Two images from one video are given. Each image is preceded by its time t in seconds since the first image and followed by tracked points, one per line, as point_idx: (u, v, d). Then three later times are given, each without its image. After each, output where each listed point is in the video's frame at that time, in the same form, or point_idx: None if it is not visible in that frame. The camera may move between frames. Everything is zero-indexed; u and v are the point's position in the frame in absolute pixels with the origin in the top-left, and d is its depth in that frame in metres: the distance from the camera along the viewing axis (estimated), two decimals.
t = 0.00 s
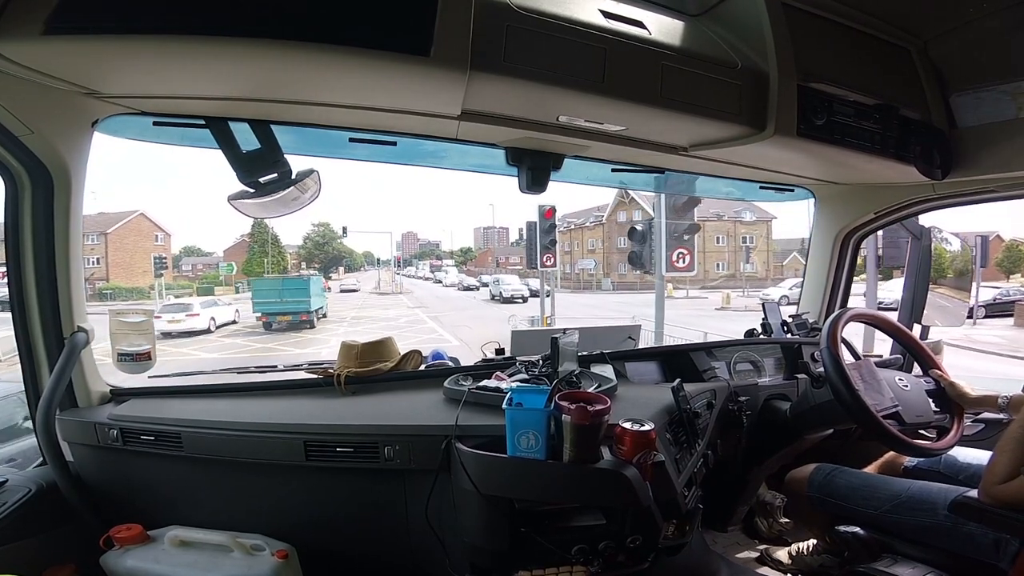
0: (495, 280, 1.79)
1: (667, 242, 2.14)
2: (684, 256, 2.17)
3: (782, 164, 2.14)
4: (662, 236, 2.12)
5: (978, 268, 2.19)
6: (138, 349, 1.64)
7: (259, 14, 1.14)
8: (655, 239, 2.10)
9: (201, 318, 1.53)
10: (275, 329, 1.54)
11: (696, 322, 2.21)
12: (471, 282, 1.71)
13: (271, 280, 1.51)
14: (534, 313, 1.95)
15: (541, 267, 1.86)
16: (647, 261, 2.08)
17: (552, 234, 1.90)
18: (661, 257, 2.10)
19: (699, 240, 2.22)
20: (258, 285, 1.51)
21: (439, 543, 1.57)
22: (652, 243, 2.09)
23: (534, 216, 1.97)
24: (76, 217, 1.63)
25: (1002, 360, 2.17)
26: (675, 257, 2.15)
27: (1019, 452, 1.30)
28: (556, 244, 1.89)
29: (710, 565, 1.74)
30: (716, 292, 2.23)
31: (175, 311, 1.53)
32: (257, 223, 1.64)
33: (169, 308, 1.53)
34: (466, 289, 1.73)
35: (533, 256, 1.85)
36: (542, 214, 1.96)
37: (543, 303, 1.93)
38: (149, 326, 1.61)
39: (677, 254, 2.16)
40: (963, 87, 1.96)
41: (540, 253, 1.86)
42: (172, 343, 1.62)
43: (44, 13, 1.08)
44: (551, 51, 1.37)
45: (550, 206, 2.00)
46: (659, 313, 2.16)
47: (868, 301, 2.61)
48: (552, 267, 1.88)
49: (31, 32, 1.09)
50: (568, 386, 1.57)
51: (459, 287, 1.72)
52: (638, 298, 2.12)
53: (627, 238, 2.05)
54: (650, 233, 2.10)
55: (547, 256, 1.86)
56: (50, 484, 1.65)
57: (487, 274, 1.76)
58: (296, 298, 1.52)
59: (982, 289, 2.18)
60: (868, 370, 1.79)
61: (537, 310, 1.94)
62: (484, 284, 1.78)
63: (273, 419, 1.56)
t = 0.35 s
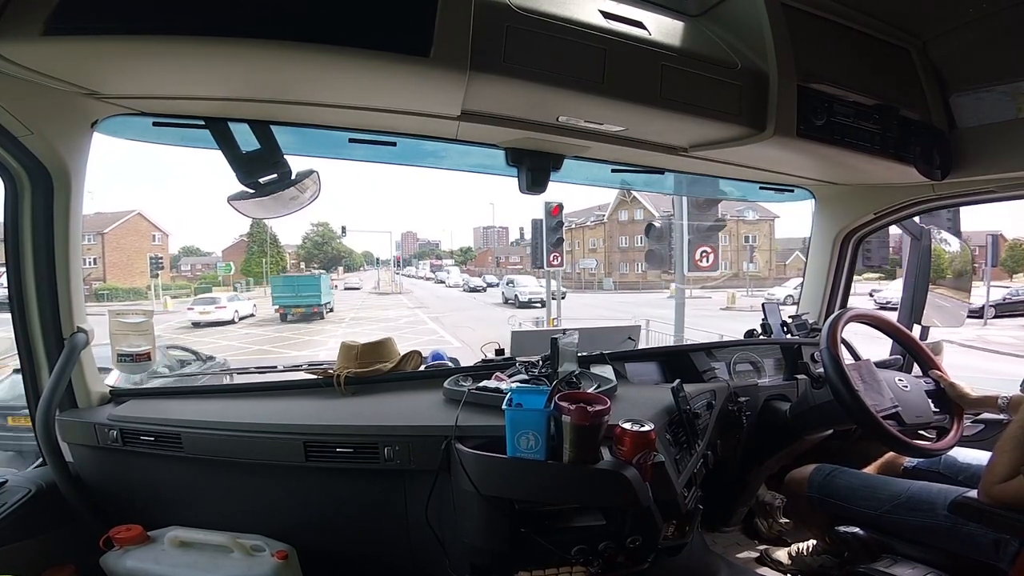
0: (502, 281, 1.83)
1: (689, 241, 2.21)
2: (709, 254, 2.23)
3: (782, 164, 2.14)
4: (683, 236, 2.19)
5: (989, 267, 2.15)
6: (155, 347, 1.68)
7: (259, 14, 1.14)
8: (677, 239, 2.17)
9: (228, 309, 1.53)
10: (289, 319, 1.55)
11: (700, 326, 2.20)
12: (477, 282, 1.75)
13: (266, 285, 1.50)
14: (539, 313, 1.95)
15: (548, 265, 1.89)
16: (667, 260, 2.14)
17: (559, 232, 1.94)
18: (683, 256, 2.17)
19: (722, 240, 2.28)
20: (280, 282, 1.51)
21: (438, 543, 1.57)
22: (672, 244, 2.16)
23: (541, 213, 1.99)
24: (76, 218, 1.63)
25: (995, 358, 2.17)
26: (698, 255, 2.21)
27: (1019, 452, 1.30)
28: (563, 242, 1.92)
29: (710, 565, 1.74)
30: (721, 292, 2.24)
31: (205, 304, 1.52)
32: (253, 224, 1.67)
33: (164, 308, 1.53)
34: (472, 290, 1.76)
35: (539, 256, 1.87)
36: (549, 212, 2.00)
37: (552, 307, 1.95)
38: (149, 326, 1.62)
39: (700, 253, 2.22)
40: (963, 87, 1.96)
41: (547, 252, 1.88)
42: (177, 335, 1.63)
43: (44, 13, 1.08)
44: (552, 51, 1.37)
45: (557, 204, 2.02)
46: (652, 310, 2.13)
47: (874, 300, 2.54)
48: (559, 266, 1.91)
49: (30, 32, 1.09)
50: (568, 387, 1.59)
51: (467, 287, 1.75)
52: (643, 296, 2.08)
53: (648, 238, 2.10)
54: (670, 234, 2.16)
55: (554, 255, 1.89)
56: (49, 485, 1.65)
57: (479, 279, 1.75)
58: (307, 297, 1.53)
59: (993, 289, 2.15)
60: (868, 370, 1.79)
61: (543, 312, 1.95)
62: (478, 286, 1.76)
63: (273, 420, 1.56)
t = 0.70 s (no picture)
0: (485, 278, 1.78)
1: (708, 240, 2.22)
2: (729, 252, 2.24)
3: (782, 164, 2.14)
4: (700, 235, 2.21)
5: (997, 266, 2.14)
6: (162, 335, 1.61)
7: (259, 14, 1.14)
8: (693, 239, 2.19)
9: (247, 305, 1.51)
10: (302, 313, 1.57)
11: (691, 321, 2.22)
12: (486, 282, 1.76)
13: (267, 285, 1.50)
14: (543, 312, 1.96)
15: (554, 264, 1.89)
16: (683, 260, 2.17)
17: (565, 230, 1.94)
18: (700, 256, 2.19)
19: (741, 238, 2.30)
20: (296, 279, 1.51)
21: (438, 543, 1.57)
22: (688, 243, 2.19)
23: (547, 211, 2.01)
24: (76, 217, 1.63)
25: (998, 356, 2.17)
26: (718, 254, 2.22)
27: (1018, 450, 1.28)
28: (568, 240, 1.91)
29: (710, 565, 1.74)
30: (724, 292, 2.23)
31: (229, 297, 1.49)
32: (252, 223, 1.66)
33: (161, 307, 1.53)
34: (478, 290, 1.77)
35: (545, 256, 1.89)
36: (555, 209, 2.00)
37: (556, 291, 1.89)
38: (149, 326, 1.63)
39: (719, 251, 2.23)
40: (963, 88, 1.96)
41: (553, 251, 1.89)
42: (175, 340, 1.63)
43: (44, 14, 1.07)
44: (552, 51, 1.37)
45: (562, 202, 2.02)
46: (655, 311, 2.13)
47: (880, 298, 2.48)
48: (565, 265, 1.90)
49: (30, 33, 1.09)
50: (568, 387, 1.60)
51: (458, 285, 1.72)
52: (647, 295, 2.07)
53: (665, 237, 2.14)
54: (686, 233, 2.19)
55: (561, 254, 1.89)
56: (49, 485, 1.65)
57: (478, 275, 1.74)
58: (311, 293, 1.53)
59: (1001, 289, 2.13)
60: (868, 370, 1.79)
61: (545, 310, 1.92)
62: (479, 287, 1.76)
63: (273, 420, 1.56)
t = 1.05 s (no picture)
0: (484, 278, 1.75)
1: (720, 241, 2.29)
2: (741, 252, 2.32)
3: (782, 164, 2.14)
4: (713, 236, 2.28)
5: (1000, 265, 2.16)
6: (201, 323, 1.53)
7: (259, 14, 1.14)
8: (705, 241, 2.26)
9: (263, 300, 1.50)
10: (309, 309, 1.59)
11: (691, 321, 2.22)
12: (499, 285, 1.79)
13: (266, 283, 1.48)
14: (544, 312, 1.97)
15: (557, 264, 1.87)
16: (693, 259, 2.22)
17: (568, 229, 1.93)
18: (714, 256, 2.25)
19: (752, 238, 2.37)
20: (306, 278, 1.53)
21: (438, 543, 1.57)
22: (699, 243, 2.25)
23: (550, 210, 1.98)
24: (76, 218, 1.63)
25: (1003, 358, 2.17)
26: (729, 254, 2.29)
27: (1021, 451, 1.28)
28: (572, 240, 1.92)
29: (710, 565, 1.74)
30: (728, 292, 2.29)
31: (249, 292, 1.47)
32: (252, 224, 1.67)
33: (159, 307, 1.53)
34: (489, 292, 1.79)
35: (548, 256, 1.86)
36: (557, 208, 1.98)
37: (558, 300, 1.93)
38: (149, 326, 1.62)
39: (731, 252, 2.30)
40: (962, 88, 1.96)
41: (557, 251, 1.88)
42: (174, 337, 1.58)
43: (44, 14, 1.07)
44: (552, 51, 1.37)
45: (566, 201, 1.99)
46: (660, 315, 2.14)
47: (882, 299, 2.48)
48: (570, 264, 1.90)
49: (30, 33, 1.09)
50: (568, 387, 1.60)
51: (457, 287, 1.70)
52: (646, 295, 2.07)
53: (675, 238, 2.19)
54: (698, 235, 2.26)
55: (564, 253, 1.88)
56: (49, 485, 1.65)
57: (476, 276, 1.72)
58: (321, 291, 1.55)
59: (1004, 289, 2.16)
60: (867, 370, 1.79)
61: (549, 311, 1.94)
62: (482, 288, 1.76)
63: (273, 420, 1.56)
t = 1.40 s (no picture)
0: (494, 281, 1.79)
1: (724, 244, 2.34)
2: (744, 256, 2.36)
3: (782, 162, 2.14)
4: (717, 237, 2.33)
5: (1004, 266, 2.15)
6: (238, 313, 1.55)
7: (259, 13, 1.14)
8: (708, 241, 2.30)
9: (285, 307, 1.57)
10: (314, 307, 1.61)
11: (693, 320, 2.21)
12: (510, 291, 1.84)
13: (265, 284, 1.50)
14: (545, 314, 1.96)
15: (559, 267, 1.90)
16: (695, 261, 2.24)
17: (569, 231, 1.94)
18: (717, 257, 2.29)
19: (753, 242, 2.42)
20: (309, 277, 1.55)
21: (438, 541, 1.57)
22: (700, 245, 2.28)
23: (551, 211, 1.99)
24: (76, 216, 1.63)
25: (1003, 359, 2.21)
26: (733, 257, 2.34)
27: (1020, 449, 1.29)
28: (573, 242, 1.93)
29: (710, 563, 1.74)
30: (729, 293, 2.32)
31: (266, 291, 1.50)
32: (252, 220, 1.66)
33: (158, 309, 1.55)
34: (500, 298, 1.85)
35: (548, 257, 1.88)
36: (559, 210, 1.99)
37: (559, 305, 1.94)
38: (149, 323, 1.61)
39: (734, 254, 2.35)
40: (962, 86, 1.96)
41: (557, 253, 1.89)
42: (175, 338, 1.62)
43: (45, 11, 1.08)
44: (552, 49, 1.37)
45: (568, 202, 2.01)
46: (660, 317, 2.12)
47: (882, 300, 2.49)
48: (572, 267, 1.92)
49: (30, 31, 1.09)
50: (569, 383, 1.59)
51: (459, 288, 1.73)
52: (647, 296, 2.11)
53: (676, 238, 2.21)
54: (703, 235, 2.30)
55: (563, 256, 1.90)
56: (49, 483, 1.65)
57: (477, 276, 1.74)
58: (328, 291, 1.57)
59: (1007, 289, 2.17)
60: (866, 365, 1.79)
61: (553, 314, 1.97)
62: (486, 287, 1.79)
63: (273, 418, 1.56)
